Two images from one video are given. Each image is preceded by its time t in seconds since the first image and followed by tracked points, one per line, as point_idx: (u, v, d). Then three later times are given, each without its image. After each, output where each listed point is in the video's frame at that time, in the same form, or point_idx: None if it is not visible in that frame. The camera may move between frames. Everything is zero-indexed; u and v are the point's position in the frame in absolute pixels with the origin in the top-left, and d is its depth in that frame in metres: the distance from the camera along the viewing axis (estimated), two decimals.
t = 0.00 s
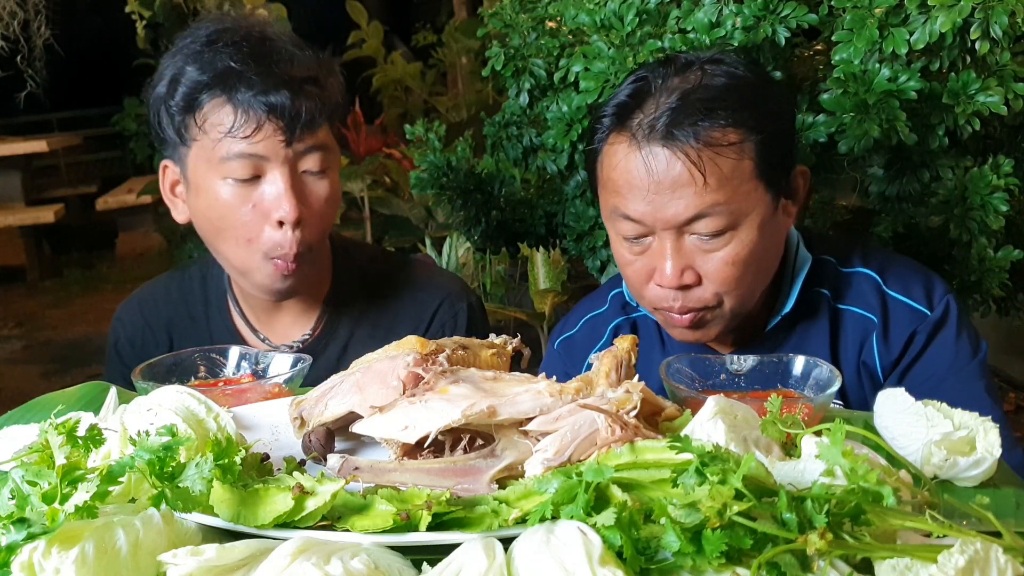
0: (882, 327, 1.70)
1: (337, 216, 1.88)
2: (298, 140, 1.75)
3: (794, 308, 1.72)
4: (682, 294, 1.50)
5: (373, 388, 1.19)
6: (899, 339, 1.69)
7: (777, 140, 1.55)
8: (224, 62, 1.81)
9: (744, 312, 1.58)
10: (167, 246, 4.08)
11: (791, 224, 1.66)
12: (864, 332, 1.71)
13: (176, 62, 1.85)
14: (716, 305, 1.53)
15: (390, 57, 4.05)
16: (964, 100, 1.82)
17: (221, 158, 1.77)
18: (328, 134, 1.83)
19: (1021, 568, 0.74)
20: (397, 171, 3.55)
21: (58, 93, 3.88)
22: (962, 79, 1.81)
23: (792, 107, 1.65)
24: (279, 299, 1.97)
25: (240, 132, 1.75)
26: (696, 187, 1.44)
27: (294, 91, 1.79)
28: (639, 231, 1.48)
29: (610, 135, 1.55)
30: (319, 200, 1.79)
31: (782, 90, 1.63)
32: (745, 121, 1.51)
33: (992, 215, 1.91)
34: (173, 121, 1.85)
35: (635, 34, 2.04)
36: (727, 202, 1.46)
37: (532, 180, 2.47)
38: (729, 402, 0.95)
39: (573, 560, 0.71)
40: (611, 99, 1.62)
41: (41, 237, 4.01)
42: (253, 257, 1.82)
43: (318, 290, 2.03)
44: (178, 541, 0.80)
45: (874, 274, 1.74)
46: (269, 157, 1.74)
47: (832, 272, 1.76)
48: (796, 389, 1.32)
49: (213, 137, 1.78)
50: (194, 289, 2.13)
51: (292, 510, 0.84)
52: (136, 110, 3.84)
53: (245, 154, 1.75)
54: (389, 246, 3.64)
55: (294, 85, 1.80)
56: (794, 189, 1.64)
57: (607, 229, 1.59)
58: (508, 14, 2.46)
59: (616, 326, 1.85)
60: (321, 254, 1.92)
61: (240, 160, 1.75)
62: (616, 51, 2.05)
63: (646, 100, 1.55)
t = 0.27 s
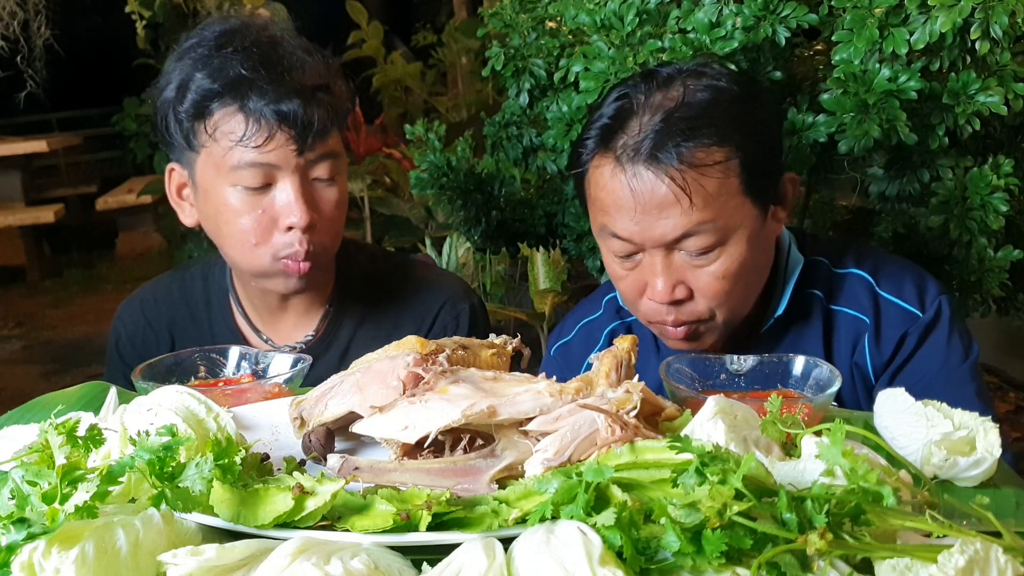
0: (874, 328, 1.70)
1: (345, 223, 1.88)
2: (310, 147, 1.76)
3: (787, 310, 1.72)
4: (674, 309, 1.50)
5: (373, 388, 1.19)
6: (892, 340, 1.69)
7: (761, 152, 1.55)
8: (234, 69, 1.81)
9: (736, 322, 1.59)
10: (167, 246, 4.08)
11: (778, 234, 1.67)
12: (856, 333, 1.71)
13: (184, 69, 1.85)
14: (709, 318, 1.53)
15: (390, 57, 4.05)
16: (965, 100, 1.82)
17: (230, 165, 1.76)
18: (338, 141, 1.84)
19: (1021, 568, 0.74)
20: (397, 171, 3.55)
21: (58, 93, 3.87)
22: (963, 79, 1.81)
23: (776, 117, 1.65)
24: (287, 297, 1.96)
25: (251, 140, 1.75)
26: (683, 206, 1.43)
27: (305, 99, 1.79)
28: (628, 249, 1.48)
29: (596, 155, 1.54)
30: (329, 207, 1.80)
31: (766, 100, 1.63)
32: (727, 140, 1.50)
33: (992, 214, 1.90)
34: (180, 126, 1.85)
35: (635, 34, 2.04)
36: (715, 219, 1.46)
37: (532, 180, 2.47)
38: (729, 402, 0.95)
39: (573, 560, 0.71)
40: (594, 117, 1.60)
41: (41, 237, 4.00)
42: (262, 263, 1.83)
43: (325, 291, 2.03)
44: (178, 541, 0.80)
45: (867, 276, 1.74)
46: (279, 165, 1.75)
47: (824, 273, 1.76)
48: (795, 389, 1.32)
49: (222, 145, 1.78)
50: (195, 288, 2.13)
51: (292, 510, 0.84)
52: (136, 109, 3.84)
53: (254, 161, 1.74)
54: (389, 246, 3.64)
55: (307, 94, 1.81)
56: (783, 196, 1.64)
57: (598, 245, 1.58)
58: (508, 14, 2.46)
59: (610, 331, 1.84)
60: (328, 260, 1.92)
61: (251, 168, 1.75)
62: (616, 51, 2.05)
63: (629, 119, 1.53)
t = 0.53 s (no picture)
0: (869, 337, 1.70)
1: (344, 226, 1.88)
2: (308, 151, 1.75)
3: (784, 318, 1.72)
4: (672, 325, 1.51)
5: (373, 388, 1.19)
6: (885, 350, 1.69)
7: (758, 169, 1.55)
8: (234, 73, 1.80)
9: (732, 335, 1.59)
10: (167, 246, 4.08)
11: (776, 246, 1.68)
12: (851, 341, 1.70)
13: (184, 72, 1.85)
14: (706, 333, 1.54)
15: (390, 57, 4.05)
16: (965, 100, 1.81)
17: (228, 169, 1.76)
18: (338, 145, 1.83)
19: (1021, 568, 0.74)
20: (397, 171, 3.55)
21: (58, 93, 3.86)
22: (962, 79, 1.81)
23: (774, 132, 1.64)
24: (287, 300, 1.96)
25: (249, 144, 1.74)
26: (681, 227, 1.43)
27: (304, 103, 1.78)
28: (625, 267, 1.48)
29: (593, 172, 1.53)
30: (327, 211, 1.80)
31: (766, 117, 1.62)
32: (725, 161, 1.49)
33: (992, 214, 1.90)
34: (180, 128, 1.85)
35: (635, 34, 2.04)
36: (713, 239, 1.46)
37: (532, 181, 2.47)
38: (729, 402, 0.95)
39: (574, 560, 0.71)
40: (592, 133, 1.59)
41: (41, 237, 4.00)
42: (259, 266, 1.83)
43: (324, 293, 2.03)
44: (178, 541, 0.80)
45: (864, 284, 1.74)
46: (277, 170, 1.74)
47: (821, 279, 1.77)
48: (796, 389, 1.32)
49: (220, 148, 1.77)
50: (195, 288, 2.13)
51: (292, 511, 0.84)
52: (136, 109, 3.84)
53: (253, 166, 1.74)
54: (389, 246, 3.64)
55: (306, 97, 1.80)
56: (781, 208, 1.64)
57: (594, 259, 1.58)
58: (508, 14, 2.46)
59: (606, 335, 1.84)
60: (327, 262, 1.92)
61: (249, 172, 1.74)
62: (616, 51, 2.05)
63: (626, 137, 1.52)
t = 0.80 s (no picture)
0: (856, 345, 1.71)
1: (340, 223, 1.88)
2: (304, 145, 1.76)
3: (779, 325, 1.72)
4: (672, 338, 1.50)
5: (373, 388, 1.19)
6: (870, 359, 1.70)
7: (763, 180, 1.56)
8: (232, 67, 1.81)
9: (731, 346, 1.60)
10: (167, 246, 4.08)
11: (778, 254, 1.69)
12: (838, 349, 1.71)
13: (183, 66, 1.85)
14: (705, 345, 1.54)
15: (390, 57, 4.05)
16: (965, 100, 1.81)
17: (223, 160, 1.76)
18: (336, 142, 1.83)
19: (1021, 568, 0.74)
20: (397, 171, 3.55)
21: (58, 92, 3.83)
22: (962, 79, 1.81)
23: (776, 143, 1.63)
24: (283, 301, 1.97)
25: (245, 137, 1.75)
26: (684, 241, 1.43)
27: (301, 97, 1.79)
28: (626, 280, 1.47)
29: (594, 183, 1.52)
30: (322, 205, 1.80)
31: (770, 131, 1.62)
32: (729, 176, 1.49)
33: (991, 214, 1.90)
34: (178, 122, 1.85)
35: (635, 34, 2.04)
36: (716, 253, 1.46)
37: (532, 181, 2.47)
38: (730, 402, 0.95)
39: (573, 560, 0.71)
40: (593, 143, 1.58)
41: (41, 237, 4.00)
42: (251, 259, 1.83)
43: (322, 293, 2.03)
44: (178, 541, 0.80)
45: (857, 293, 1.74)
46: (274, 164, 1.75)
47: (818, 287, 1.76)
48: (796, 389, 1.32)
49: (216, 140, 1.78)
50: (196, 288, 2.13)
51: (292, 510, 0.84)
52: (137, 109, 3.84)
53: (249, 159, 1.74)
54: (389, 246, 3.64)
55: (303, 91, 1.81)
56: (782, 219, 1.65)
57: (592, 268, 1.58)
58: (508, 14, 2.46)
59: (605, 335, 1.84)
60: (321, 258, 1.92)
61: (244, 164, 1.75)
62: (616, 51, 2.05)
63: (629, 149, 1.51)
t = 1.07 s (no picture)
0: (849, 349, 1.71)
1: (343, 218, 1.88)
2: (305, 141, 1.76)
3: (771, 334, 1.71)
4: (660, 352, 1.50)
5: (373, 388, 1.19)
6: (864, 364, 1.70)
7: (749, 193, 1.55)
8: (235, 63, 1.81)
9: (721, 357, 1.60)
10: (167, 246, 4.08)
11: (767, 264, 1.68)
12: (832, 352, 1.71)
13: (186, 62, 1.85)
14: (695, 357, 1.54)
15: (390, 57, 4.05)
16: (965, 100, 1.82)
17: (225, 156, 1.77)
18: (339, 138, 1.83)
19: (1021, 568, 0.74)
20: (397, 171, 3.55)
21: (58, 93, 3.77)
22: (962, 79, 1.81)
23: (761, 152, 1.62)
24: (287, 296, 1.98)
25: (246, 132, 1.75)
26: (669, 257, 1.42)
27: (303, 94, 1.79)
28: (612, 295, 1.47)
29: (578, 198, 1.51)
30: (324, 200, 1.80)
31: (758, 142, 1.60)
32: (715, 192, 1.48)
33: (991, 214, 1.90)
34: (182, 117, 1.85)
35: (635, 34, 2.04)
36: (702, 268, 1.45)
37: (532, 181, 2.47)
38: (730, 402, 0.95)
39: (573, 560, 0.71)
40: (577, 155, 1.56)
41: (41, 237, 3.98)
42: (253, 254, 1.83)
43: (328, 288, 2.04)
44: (178, 541, 0.80)
45: (848, 297, 1.74)
46: (275, 160, 1.75)
47: (809, 291, 1.76)
48: (796, 389, 1.32)
49: (218, 136, 1.78)
50: (198, 288, 2.13)
51: (292, 510, 0.84)
52: (136, 109, 3.84)
53: (250, 155, 1.75)
54: (389, 246, 3.64)
55: (306, 88, 1.80)
56: (770, 229, 1.65)
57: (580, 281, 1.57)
58: (508, 14, 2.46)
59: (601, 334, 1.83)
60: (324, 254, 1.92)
61: (246, 159, 1.75)
62: (616, 51, 2.05)
63: (612, 164, 1.49)
